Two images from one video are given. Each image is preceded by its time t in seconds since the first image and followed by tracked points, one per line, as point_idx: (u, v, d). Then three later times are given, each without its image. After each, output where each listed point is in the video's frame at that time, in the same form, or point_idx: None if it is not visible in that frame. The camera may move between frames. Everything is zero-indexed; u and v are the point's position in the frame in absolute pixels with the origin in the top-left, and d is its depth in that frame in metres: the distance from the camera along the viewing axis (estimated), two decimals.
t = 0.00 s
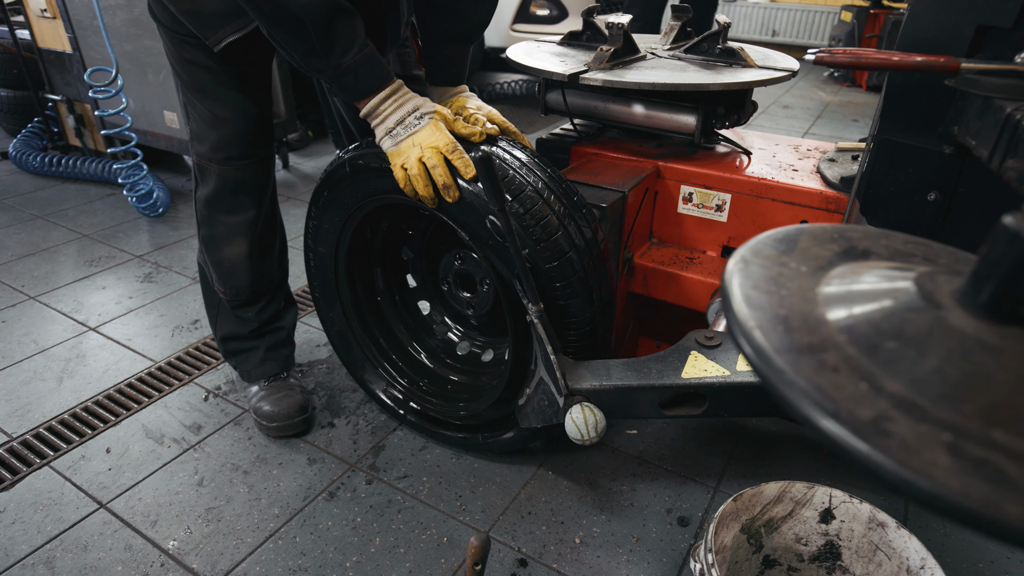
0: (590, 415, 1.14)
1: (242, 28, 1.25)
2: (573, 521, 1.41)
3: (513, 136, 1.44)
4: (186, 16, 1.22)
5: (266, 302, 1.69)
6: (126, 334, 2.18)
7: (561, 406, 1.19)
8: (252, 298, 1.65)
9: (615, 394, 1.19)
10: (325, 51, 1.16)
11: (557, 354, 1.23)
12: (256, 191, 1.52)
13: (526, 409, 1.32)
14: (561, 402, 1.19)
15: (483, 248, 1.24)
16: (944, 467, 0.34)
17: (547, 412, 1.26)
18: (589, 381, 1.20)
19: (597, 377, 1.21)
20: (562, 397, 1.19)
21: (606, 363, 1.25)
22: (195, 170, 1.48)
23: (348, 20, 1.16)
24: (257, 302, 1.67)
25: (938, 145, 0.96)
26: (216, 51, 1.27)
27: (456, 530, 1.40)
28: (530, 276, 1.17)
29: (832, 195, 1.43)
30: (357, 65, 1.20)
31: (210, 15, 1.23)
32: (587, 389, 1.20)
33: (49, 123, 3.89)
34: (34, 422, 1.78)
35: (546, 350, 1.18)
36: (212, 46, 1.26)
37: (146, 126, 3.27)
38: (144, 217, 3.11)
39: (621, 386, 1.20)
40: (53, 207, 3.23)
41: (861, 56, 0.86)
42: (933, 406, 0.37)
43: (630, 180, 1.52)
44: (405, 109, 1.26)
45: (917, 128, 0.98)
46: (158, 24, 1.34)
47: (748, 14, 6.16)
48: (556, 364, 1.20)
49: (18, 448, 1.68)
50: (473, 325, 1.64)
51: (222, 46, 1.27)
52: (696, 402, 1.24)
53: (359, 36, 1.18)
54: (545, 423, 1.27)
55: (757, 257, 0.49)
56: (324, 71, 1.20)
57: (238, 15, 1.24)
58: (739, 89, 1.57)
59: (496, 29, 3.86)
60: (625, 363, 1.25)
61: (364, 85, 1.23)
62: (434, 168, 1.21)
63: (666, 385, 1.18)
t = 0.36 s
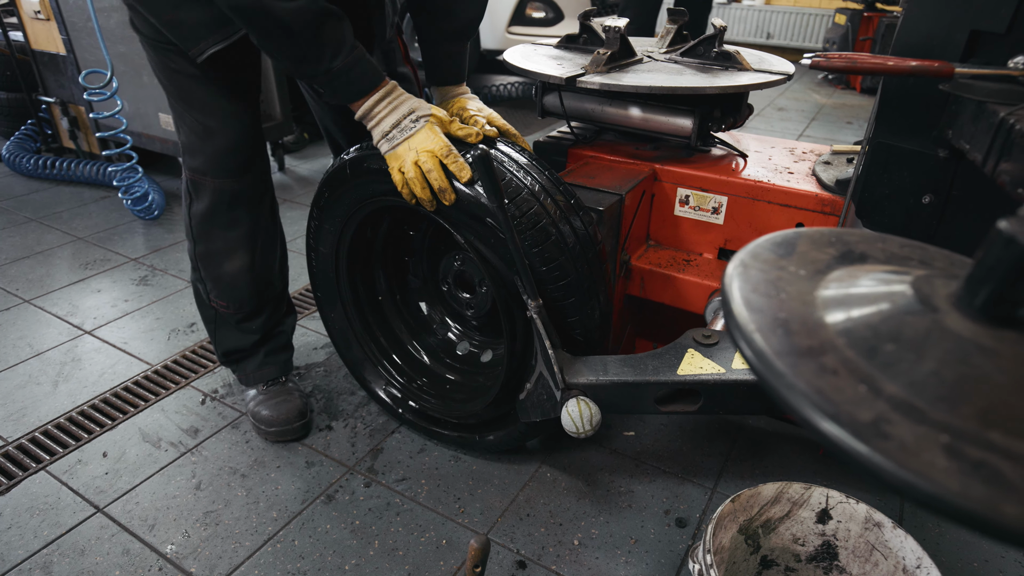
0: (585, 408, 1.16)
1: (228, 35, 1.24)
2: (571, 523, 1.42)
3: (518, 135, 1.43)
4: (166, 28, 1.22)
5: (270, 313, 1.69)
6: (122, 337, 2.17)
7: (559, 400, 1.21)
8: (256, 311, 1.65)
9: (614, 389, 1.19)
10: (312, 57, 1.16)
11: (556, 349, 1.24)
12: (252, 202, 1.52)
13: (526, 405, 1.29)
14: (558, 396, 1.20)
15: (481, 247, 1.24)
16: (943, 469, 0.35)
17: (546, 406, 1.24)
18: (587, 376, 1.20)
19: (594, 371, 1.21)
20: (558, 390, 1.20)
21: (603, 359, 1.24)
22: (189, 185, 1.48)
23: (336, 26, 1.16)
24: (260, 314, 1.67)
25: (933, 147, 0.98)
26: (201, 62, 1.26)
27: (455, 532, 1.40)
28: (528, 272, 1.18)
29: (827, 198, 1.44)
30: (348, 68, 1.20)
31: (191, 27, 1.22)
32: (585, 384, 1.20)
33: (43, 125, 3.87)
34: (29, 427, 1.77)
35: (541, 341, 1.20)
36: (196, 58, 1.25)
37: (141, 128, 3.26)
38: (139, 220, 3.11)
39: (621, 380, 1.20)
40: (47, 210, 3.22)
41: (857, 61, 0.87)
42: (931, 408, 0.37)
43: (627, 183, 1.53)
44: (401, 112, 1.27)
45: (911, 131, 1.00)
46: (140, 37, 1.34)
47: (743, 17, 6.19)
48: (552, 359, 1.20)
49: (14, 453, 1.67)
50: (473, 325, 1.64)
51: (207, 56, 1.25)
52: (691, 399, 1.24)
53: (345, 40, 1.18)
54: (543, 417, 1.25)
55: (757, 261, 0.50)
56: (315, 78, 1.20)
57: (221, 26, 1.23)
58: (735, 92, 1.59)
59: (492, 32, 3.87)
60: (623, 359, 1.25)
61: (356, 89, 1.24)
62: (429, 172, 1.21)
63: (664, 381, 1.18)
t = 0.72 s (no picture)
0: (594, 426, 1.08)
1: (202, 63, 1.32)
2: (572, 525, 1.42)
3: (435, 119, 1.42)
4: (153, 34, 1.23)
5: (265, 311, 1.69)
6: (120, 340, 2.16)
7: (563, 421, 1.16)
8: (251, 309, 1.65)
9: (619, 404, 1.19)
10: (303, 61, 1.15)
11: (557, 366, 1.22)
12: (254, 199, 1.52)
13: (523, 422, 1.30)
14: (563, 415, 1.16)
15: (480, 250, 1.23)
16: (955, 471, 0.35)
17: (547, 425, 1.23)
18: (592, 393, 1.20)
19: (598, 388, 1.20)
20: (564, 410, 1.16)
21: (606, 373, 1.24)
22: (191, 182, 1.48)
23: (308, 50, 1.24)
24: (257, 311, 1.67)
25: (932, 150, 0.99)
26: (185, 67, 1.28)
27: (456, 534, 1.40)
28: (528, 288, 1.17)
29: (826, 200, 1.44)
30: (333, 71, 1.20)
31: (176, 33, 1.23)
32: (589, 401, 1.19)
33: (38, 127, 3.86)
34: (27, 430, 1.76)
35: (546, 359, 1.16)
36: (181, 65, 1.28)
37: (137, 130, 3.25)
38: (136, 222, 3.10)
39: (625, 396, 1.19)
40: (43, 212, 3.20)
41: (858, 64, 0.87)
42: (943, 411, 0.38)
43: (627, 185, 1.53)
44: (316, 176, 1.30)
45: (911, 134, 1.01)
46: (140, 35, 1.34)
47: (737, 19, 6.21)
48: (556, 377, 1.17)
49: (12, 456, 1.67)
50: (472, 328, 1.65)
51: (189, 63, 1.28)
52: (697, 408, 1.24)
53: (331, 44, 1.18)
54: (544, 436, 1.24)
55: (765, 264, 0.50)
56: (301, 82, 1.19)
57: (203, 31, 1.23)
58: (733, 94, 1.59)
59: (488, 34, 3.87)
60: (625, 371, 1.25)
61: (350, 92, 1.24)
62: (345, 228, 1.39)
63: (669, 394, 1.19)
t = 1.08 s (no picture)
0: (610, 456, 1.11)
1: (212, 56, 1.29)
2: (573, 525, 1.42)
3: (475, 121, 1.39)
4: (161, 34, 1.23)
5: (264, 311, 1.69)
6: (118, 342, 2.16)
7: (577, 452, 1.17)
8: (250, 308, 1.66)
9: (632, 427, 1.18)
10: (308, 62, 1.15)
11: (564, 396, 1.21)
12: (255, 196, 1.51)
13: (524, 450, 1.29)
14: (574, 446, 1.17)
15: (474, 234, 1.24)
16: (962, 471, 0.36)
17: (555, 454, 1.23)
18: (603, 421, 1.19)
19: (607, 414, 1.20)
20: (575, 440, 1.16)
21: (613, 398, 1.24)
22: (193, 181, 1.48)
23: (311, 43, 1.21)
24: (257, 310, 1.68)
25: (931, 152, 0.99)
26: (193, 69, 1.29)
27: (457, 535, 1.41)
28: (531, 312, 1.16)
29: (825, 201, 1.45)
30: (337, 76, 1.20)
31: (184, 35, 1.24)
32: (601, 428, 1.19)
33: (35, 129, 3.85)
34: (26, 433, 1.76)
35: (552, 390, 1.15)
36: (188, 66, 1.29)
37: (135, 132, 3.24)
38: (134, 224, 3.09)
39: (637, 419, 1.19)
40: (40, 214, 3.19)
41: (858, 66, 0.88)
42: (949, 411, 0.38)
43: (627, 186, 1.54)
44: (333, 136, 1.21)
45: (910, 136, 1.01)
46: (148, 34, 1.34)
47: (733, 20, 6.23)
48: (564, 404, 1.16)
49: (11, 459, 1.66)
50: (467, 316, 1.64)
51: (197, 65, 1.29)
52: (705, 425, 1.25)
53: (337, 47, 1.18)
54: (550, 466, 1.25)
55: (769, 267, 0.51)
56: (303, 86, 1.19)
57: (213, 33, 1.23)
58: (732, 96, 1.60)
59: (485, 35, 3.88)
60: (632, 391, 1.25)
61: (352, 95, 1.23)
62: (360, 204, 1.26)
63: (680, 414, 1.19)
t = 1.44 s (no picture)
0: (637, 490, 1.07)
1: (235, 43, 1.24)
2: (574, 526, 1.42)
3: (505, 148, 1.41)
4: (180, 30, 1.21)
5: (263, 314, 1.69)
6: (116, 344, 2.16)
7: (594, 487, 1.15)
8: (247, 311, 1.65)
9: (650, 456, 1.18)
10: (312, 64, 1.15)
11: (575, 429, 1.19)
12: (255, 202, 1.51)
13: (529, 489, 1.27)
14: (593, 481, 1.14)
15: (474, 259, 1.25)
16: (967, 472, 0.36)
17: (568, 492, 1.20)
18: (620, 450, 1.19)
19: (623, 443, 1.20)
20: (593, 475, 1.14)
21: (625, 425, 1.24)
22: (193, 184, 1.48)
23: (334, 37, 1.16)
24: (255, 313, 1.67)
25: (929, 154, 1.00)
26: (214, 63, 1.26)
27: (458, 537, 1.41)
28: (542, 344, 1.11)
29: (823, 201, 1.46)
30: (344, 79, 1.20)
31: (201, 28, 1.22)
32: (619, 459, 1.19)
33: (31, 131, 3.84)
34: (25, 436, 1.75)
35: (564, 422, 1.12)
36: (209, 59, 1.25)
37: (132, 133, 3.24)
38: (131, 226, 3.08)
39: (654, 446, 1.19)
40: (36, 216, 3.19)
41: (857, 69, 0.88)
42: (953, 414, 0.39)
43: (625, 188, 1.54)
44: (384, 121, 1.27)
45: (909, 137, 1.01)
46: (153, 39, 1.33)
47: (728, 20, 6.25)
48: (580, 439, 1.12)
49: (10, 462, 1.66)
50: (469, 336, 1.63)
51: (218, 59, 1.25)
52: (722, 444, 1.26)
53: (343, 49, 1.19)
54: (563, 501, 1.22)
55: (772, 270, 0.51)
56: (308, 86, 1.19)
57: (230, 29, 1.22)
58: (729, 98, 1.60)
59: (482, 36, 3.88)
60: (641, 416, 1.26)
61: (353, 97, 1.23)
62: (410, 177, 1.22)
63: (698, 435, 1.19)
